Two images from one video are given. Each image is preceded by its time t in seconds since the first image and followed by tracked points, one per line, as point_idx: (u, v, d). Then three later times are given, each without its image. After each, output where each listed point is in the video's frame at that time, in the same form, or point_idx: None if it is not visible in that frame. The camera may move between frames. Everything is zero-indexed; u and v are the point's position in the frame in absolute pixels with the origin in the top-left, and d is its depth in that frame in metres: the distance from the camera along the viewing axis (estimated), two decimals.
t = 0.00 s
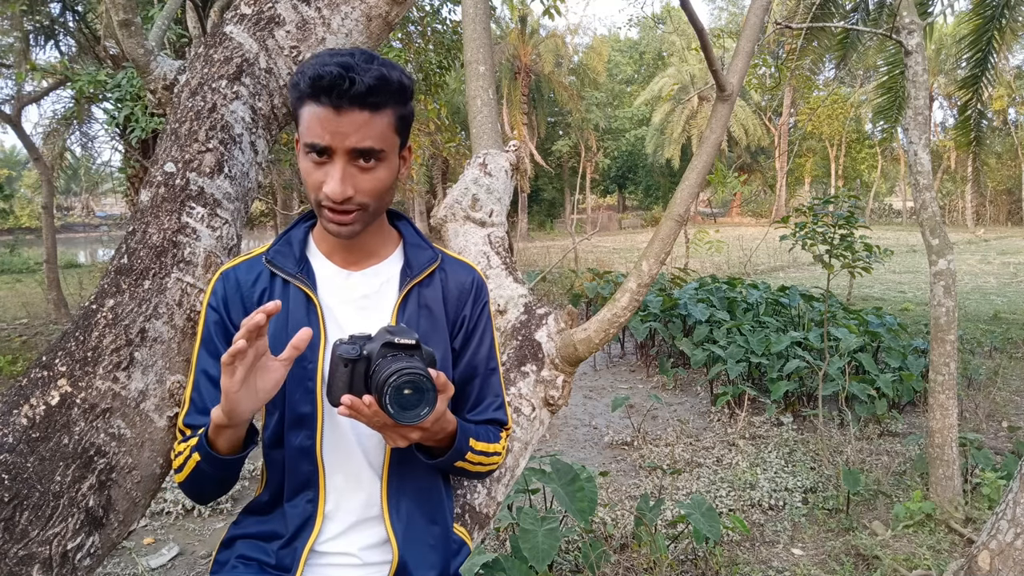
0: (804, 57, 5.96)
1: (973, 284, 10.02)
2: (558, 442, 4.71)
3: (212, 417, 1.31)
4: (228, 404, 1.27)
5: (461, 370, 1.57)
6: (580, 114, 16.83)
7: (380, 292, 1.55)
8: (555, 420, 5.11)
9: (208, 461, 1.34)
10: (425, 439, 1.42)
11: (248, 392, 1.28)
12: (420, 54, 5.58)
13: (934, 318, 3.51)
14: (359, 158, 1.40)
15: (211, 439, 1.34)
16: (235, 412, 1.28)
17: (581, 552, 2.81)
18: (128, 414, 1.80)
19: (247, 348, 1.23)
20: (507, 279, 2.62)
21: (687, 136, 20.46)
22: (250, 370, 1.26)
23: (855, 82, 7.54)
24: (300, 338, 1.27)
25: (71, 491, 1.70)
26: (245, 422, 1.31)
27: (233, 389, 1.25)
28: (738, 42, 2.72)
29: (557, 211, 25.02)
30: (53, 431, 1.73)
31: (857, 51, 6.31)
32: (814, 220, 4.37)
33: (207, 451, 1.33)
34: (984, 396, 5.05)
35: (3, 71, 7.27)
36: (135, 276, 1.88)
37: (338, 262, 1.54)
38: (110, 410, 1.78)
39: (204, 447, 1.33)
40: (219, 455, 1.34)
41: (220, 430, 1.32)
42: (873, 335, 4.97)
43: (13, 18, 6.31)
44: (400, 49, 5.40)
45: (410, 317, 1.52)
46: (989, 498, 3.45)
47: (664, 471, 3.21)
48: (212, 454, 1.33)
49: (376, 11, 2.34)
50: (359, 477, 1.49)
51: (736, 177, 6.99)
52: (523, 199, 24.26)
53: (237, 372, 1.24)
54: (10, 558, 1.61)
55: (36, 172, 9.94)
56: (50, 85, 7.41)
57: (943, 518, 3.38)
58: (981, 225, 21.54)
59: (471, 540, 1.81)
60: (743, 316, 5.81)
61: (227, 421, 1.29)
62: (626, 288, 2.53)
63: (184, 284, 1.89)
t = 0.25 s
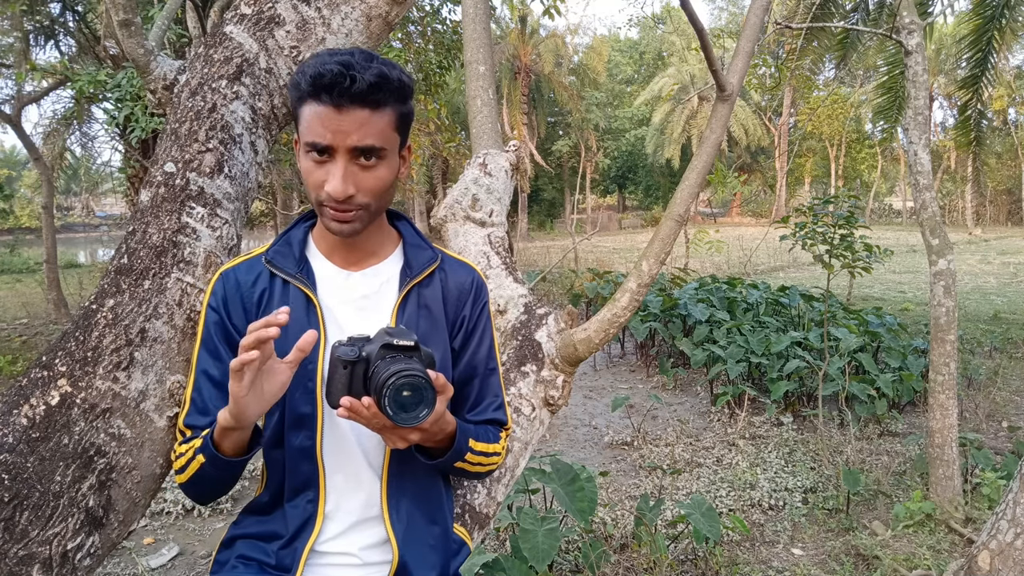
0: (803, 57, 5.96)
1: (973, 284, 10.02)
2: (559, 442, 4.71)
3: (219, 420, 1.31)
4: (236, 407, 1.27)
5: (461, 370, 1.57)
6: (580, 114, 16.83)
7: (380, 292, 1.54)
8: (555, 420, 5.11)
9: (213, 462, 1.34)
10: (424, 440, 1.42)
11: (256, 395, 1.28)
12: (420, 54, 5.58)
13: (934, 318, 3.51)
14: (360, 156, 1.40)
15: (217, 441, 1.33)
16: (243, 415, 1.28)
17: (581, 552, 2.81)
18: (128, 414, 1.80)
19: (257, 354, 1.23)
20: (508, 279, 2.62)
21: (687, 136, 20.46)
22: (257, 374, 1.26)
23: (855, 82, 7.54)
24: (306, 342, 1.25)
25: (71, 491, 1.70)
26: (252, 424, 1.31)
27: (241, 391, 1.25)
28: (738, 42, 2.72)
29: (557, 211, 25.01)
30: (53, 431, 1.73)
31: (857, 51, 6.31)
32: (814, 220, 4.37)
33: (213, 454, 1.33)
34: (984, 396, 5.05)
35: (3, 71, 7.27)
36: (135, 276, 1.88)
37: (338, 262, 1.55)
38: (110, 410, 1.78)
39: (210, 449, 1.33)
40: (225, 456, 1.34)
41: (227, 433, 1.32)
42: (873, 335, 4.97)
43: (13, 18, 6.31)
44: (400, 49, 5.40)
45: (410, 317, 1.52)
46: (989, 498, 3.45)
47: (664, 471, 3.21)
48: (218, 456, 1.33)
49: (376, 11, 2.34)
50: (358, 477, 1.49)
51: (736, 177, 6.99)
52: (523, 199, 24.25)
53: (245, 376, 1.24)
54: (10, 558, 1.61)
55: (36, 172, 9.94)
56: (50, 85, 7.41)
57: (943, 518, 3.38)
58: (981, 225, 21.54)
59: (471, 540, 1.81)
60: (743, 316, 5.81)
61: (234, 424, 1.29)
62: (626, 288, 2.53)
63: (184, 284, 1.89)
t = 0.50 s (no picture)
0: (803, 57, 5.95)
1: (973, 285, 10.02)
2: (558, 442, 4.71)
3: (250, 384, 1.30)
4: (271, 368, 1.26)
5: (459, 371, 1.57)
6: (580, 114, 16.82)
7: (379, 292, 1.54)
8: (555, 420, 5.11)
9: (233, 436, 1.31)
10: (423, 442, 1.42)
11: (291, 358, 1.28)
12: (420, 54, 5.58)
13: (934, 318, 3.51)
14: (343, 149, 1.39)
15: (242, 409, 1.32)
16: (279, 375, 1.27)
17: (581, 552, 2.81)
18: (128, 414, 1.80)
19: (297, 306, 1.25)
20: (508, 279, 2.62)
21: (687, 136, 20.46)
22: (294, 333, 1.27)
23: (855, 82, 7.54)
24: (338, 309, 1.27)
25: (71, 491, 1.70)
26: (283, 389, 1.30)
27: (278, 348, 1.26)
28: (738, 42, 2.72)
29: (557, 211, 25.01)
30: (53, 431, 1.73)
31: (857, 51, 6.31)
32: (814, 220, 4.37)
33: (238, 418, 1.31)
34: (983, 396, 5.05)
35: (3, 71, 7.27)
36: (135, 276, 1.88)
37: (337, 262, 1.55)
38: (110, 410, 1.78)
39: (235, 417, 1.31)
40: (250, 425, 1.31)
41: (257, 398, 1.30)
42: (873, 335, 4.98)
43: (13, 18, 6.31)
44: (400, 49, 5.40)
45: (409, 318, 1.52)
46: (990, 498, 3.45)
47: (663, 471, 3.21)
48: (242, 425, 1.31)
49: (376, 11, 2.35)
50: (358, 478, 1.49)
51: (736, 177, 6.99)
52: (523, 199, 24.26)
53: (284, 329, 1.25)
54: (10, 558, 1.61)
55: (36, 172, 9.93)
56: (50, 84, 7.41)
57: (943, 518, 3.38)
58: (981, 225, 21.54)
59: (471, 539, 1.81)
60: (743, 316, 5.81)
61: (266, 386, 1.28)
62: (626, 288, 2.53)
63: (184, 284, 1.89)
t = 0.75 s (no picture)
0: (803, 57, 5.95)
1: (973, 285, 10.02)
2: (558, 442, 4.71)
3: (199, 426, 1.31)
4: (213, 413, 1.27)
5: (461, 371, 1.57)
6: (580, 114, 16.82)
7: (381, 293, 1.55)
8: (555, 420, 5.11)
9: (198, 469, 1.34)
10: (425, 442, 1.42)
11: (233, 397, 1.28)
12: (420, 54, 5.58)
13: (934, 318, 3.51)
14: (359, 153, 1.40)
15: (200, 447, 1.34)
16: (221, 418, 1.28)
17: (581, 552, 2.81)
18: (128, 414, 1.80)
19: (227, 354, 1.23)
20: (507, 279, 2.62)
21: (687, 136, 20.46)
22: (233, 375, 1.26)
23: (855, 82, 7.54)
24: (286, 342, 1.26)
25: (71, 490, 1.70)
26: (231, 430, 1.31)
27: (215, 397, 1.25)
28: (738, 42, 2.72)
29: (557, 211, 25.01)
30: (53, 431, 1.73)
31: (857, 51, 6.31)
32: (814, 220, 4.37)
33: (196, 459, 1.33)
34: (984, 396, 5.05)
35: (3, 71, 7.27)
36: (135, 276, 1.88)
37: (340, 263, 1.54)
38: (110, 410, 1.78)
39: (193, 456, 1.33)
40: (208, 462, 1.34)
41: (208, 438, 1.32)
42: (873, 335, 4.98)
43: (13, 18, 6.31)
44: (400, 49, 5.40)
45: (412, 319, 1.52)
46: (990, 498, 3.45)
47: (663, 471, 3.21)
48: (201, 462, 1.33)
49: (376, 11, 2.35)
50: (359, 478, 1.49)
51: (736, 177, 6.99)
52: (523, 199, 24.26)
53: (218, 380, 1.24)
54: (10, 558, 1.61)
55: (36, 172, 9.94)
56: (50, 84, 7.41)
57: (943, 518, 3.38)
58: (981, 225, 21.53)
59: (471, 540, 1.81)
60: (743, 316, 5.81)
61: (211, 431, 1.29)
62: (626, 288, 2.53)
63: (184, 284, 1.89)
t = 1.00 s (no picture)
0: (803, 57, 5.95)
1: (973, 285, 10.02)
2: (558, 442, 4.71)
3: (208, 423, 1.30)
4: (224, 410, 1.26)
5: (461, 371, 1.57)
6: (580, 114, 16.81)
7: (381, 293, 1.55)
8: (555, 420, 5.11)
9: (205, 466, 1.34)
10: (426, 442, 1.42)
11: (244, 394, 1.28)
12: (420, 55, 5.58)
13: (934, 318, 3.51)
14: (360, 156, 1.40)
15: (208, 445, 1.33)
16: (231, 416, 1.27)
17: (581, 552, 2.81)
18: (128, 414, 1.80)
19: (244, 349, 1.23)
20: (507, 279, 2.62)
21: (687, 136, 20.46)
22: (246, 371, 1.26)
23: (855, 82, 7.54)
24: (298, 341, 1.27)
25: (71, 490, 1.70)
26: (242, 427, 1.31)
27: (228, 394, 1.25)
28: (738, 42, 2.72)
29: (557, 211, 25.01)
30: (53, 431, 1.73)
31: (857, 51, 6.31)
32: (814, 220, 4.37)
33: (204, 457, 1.33)
34: (984, 396, 5.05)
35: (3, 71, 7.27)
36: (135, 276, 1.88)
37: (340, 263, 1.54)
38: (110, 410, 1.78)
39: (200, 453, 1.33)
40: (216, 459, 1.34)
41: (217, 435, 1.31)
42: (873, 335, 4.98)
43: (13, 18, 6.31)
44: (400, 49, 5.40)
45: (411, 319, 1.52)
46: (989, 498, 3.45)
47: (664, 471, 3.21)
48: (208, 459, 1.33)
49: (376, 11, 2.35)
50: (359, 478, 1.49)
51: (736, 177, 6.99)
52: (523, 199, 24.26)
53: (234, 375, 1.23)
54: (10, 558, 1.62)
55: (36, 172, 9.94)
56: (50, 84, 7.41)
57: (943, 518, 3.38)
58: (981, 225, 21.53)
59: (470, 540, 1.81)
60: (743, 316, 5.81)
61: (222, 427, 1.29)
62: (626, 288, 2.53)
63: (184, 284, 1.89)
